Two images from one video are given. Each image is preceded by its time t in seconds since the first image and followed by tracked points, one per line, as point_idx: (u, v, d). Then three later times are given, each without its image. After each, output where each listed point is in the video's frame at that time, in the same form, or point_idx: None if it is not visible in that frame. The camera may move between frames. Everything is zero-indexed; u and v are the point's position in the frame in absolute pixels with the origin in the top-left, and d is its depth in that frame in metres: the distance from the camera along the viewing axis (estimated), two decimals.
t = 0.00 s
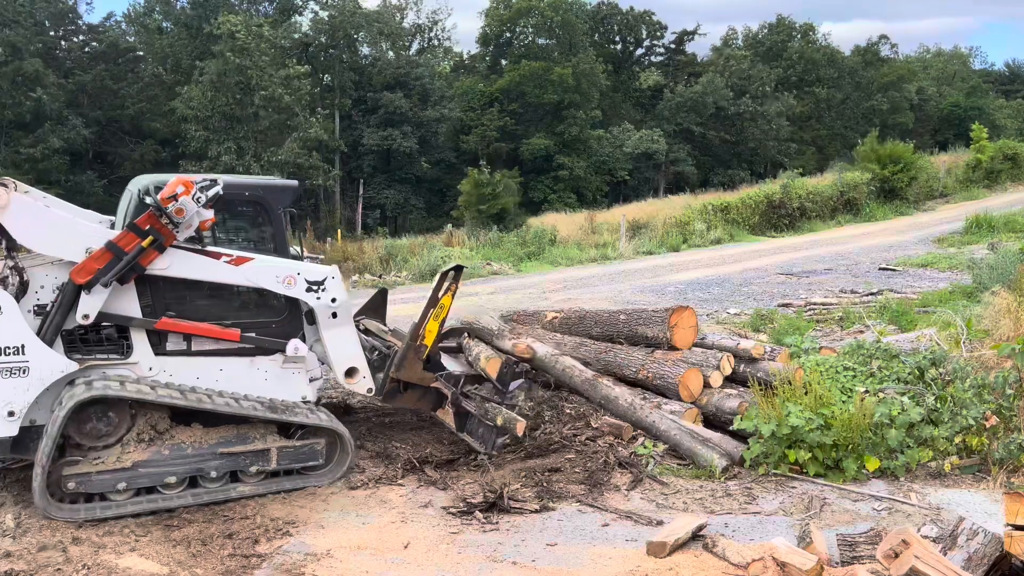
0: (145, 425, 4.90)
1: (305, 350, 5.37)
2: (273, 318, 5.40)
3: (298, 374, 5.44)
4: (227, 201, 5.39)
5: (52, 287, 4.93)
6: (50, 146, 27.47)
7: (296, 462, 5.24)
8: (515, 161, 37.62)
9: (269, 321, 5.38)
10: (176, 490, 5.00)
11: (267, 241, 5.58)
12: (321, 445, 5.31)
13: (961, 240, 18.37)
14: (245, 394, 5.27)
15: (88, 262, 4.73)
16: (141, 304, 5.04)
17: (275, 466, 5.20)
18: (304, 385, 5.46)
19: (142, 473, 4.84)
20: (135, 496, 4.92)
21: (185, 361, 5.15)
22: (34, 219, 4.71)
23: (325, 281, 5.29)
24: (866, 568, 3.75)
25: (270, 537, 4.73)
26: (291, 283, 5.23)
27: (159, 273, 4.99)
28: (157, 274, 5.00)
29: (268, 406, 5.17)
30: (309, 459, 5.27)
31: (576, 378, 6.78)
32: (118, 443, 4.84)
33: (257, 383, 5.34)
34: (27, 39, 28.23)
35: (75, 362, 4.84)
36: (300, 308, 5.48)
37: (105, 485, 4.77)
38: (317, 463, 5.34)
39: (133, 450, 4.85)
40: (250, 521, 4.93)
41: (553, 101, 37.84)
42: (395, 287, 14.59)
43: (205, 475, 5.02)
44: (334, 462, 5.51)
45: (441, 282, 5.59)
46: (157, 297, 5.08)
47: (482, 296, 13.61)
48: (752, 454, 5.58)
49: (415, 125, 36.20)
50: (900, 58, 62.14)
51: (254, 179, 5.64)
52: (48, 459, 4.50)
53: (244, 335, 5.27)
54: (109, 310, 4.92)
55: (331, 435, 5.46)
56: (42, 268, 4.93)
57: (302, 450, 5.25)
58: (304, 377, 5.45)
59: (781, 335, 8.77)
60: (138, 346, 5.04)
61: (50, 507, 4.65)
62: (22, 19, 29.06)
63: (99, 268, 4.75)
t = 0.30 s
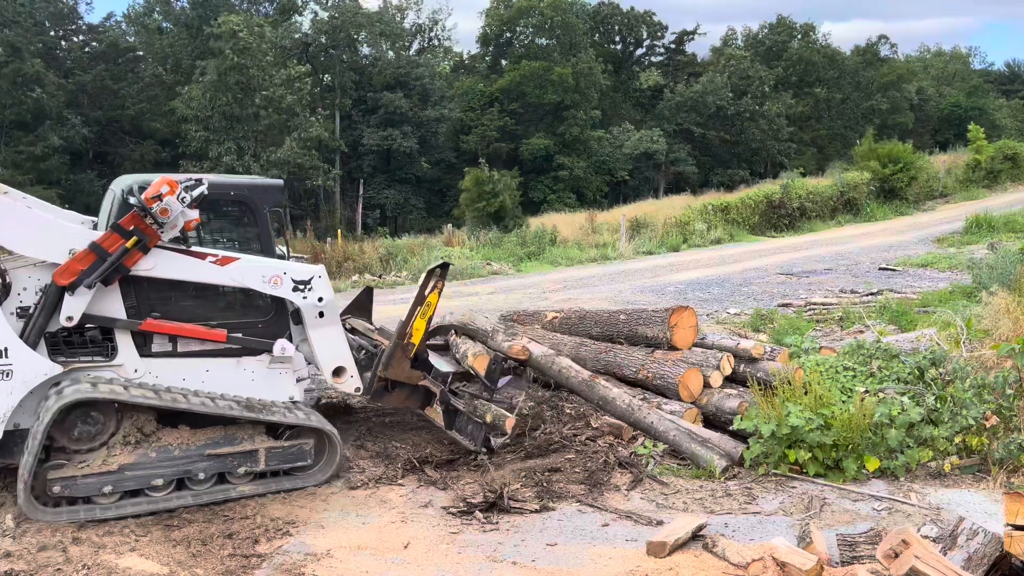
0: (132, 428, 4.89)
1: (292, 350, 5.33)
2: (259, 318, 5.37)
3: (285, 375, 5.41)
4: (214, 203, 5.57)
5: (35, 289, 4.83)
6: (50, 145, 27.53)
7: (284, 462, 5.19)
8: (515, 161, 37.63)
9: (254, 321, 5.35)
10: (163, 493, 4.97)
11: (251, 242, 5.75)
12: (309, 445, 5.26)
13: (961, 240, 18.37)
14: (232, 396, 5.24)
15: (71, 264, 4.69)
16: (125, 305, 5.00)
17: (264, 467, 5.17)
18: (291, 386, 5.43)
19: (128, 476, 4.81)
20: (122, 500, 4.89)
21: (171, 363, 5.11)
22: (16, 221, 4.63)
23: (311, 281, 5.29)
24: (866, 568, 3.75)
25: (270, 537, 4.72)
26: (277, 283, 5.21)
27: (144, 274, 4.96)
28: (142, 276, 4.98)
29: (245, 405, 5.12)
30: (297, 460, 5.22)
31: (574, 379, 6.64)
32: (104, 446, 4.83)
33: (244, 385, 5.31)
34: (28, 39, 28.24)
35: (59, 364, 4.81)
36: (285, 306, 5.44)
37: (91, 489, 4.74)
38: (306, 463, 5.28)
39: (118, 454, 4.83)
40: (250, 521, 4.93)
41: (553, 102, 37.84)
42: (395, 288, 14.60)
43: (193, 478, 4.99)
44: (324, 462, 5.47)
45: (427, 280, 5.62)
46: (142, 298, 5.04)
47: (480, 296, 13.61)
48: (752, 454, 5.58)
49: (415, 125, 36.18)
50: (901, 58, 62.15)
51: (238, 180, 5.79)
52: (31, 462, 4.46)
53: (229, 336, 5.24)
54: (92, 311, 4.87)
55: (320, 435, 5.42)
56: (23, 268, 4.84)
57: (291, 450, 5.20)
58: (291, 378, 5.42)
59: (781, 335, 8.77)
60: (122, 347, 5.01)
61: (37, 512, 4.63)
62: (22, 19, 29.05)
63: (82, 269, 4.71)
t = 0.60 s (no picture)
0: (120, 430, 4.84)
1: (281, 350, 5.34)
2: (248, 318, 5.34)
3: (273, 375, 5.41)
4: (202, 202, 5.46)
5: (19, 291, 4.75)
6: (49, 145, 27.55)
7: (274, 463, 5.18)
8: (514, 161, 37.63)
9: (243, 322, 5.32)
10: (152, 495, 4.94)
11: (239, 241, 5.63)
12: (299, 446, 5.25)
13: (961, 240, 18.37)
14: (220, 397, 5.22)
15: (58, 265, 4.63)
16: (112, 306, 4.93)
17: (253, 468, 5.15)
18: (279, 385, 5.43)
19: (117, 479, 4.78)
20: (111, 502, 4.85)
21: (158, 365, 5.07)
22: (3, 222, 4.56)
23: (300, 281, 5.30)
24: (866, 568, 3.75)
25: (270, 537, 4.73)
26: (266, 283, 5.19)
27: (132, 276, 4.90)
28: (130, 278, 4.93)
29: (225, 405, 5.06)
30: (287, 460, 5.21)
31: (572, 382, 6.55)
32: (93, 448, 4.78)
33: (232, 385, 5.29)
34: (28, 39, 28.23)
35: (45, 367, 4.76)
36: (273, 307, 5.42)
37: (79, 492, 4.70)
38: (296, 463, 5.28)
39: (107, 456, 4.79)
40: (250, 521, 4.93)
41: (553, 102, 37.82)
42: (395, 288, 14.61)
43: (182, 480, 4.96)
44: (313, 462, 5.45)
45: (415, 280, 5.57)
46: (129, 299, 4.97)
47: (480, 296, 13.61)
48: (752, 454, 5.57)
49: (415, 125, 36.15)
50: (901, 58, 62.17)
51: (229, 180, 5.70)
52: (19, 466, 4.41)
53: (216, 336, 5.21)
54: (78, 313, 4.80)
55: (310, 436, 5.40)
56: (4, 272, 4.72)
57: (281, 451, 5.18)
58: (279, 378, 5.43)
59: (781, 335, 8.76)
60: (109, 348, 4.95)
61: (26, 516, 4.58)
62: (22, 19, 29.03)
63: (69, 271, 4.65)
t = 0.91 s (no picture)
0: (113, 432, 4.80)
1: (271, 350, 5.30)
2: (237, 318, 5.27)
3: (264, 376, 5.37)
4: (190, 202, 5.19)
5: (9, 293, 4.67)
6: (49, 145, 27.74)
7: (267, 463, 5.18)
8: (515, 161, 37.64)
9: (233, 322, 5.25)
10: (144, 497, 4.90)
11: (227, 242, 5.36)
12: (292, 445, 5.26)
13: (961, 240, 18.39)
14: (212, 398, 5.17)
15: (47, 266, 4.54)
16: (101, 308, 4.84)
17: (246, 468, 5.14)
18: (269, 385, 5.40)
19: (110, 481, 4.73)
20: (104, 505, 4.81)
21: (149, 366, 4.99)
22: None
23: (290, 280, 5.32)
24: (866, 568, 3.75)
25: (270, 537, 4.72)
26: (257, 283, 5.19)
27: (123, 277, 4.82)
28: (120, 278, 4.84)
29: (211, 405, 5.02)
30: (280, 460, 5.22)
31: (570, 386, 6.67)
32: (85, 451, 4.73)
33: (223, 386, 5.24)
34: (28, 39, 28.24)
35: (36, 369, 4.69)
36: (263, 307, 5.36)
37: (73, 495, 4.64)
38: (288, 462, 5.29)
39: (100, 459, 4.74)
40: (250, 520, 4.93)
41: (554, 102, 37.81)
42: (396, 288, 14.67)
43: (175, 481, 4.93)
44: (305, 461, 5.47)
45: (404, 279, 5.64)
46: (119, 300, 4.89)
47: (480, 296, 13.60)
48: (752, 454, 5.57)
49: (415, 125, 36.14)
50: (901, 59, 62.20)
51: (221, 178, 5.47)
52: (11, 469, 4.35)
53: (208, 337, 5.14)
54: (67, 315, 4.70)
55: (303, 435, 5.41)
56: None
57: (274, 450, 5.20)
58: (270, 378, 5.39)
59: (781, 335, 8.76)
60: (99, 350, 4.85)
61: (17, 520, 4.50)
62: (22, 19, 28.99)
63: (60, 271, 4.56)
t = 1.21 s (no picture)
0: (107, 434, 4.77)
1: (264, 351, 5.31)
2: (230, 318, 5.25)
3: (256, 376, 5.36)
4: (183, 202, 5.20)
5: None
6: (49, 145, 27.78)
7: (261, 463, 5.18)
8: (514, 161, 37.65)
9: (225, 322, 5.24)
10: (139, 499, 4.85)
11: (218, 243, 5.36)
12: (286, 445, 5.26)
13: (961, 240, 18.39)
14: (205, 399, 5.16)
15: (41, 267, 4.51)
16: (94, 309, 4.80)
17: (241, 469, 5.13)
18: (261, 386, 5.40)
19: (104, 483, 4.70)
20: (98, 508, 4.76)
21: (142, 367, 4.96)
22: None
23: (283, 281, 5.33)
24: (866, 568, 3.75)
25: (270, 537, 4.73)
26: (250, 284, 5.20)
27: (115, 278, 4.80)
28: (112, 279, 4.81)
29: (200, 405, 4.98)
30: (275, 460, 5.22)
31: (568, 390, 6.76)
32: (79, 453, 4.69)
33: (216, 387, 5.23)
34: (28, 39, 28.26)
35: (29, 372, 4.63)
36: (255, 307, 5.36)
37: (67, 498, 4.60)
38: (283, 463, 5.29)
39: (94, 461, 4.70)
40: (250, 521, 4.93)
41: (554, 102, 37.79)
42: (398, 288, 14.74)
43: (170, 483, 4.91)
44: (299, 462, 5.46)
45: (396, 279, 5.68)
46: (111, 301, 4.85)
47: (480, 296, 13.61)
48: (752, 454, 5.57)
49: (415, 125, 36.14)
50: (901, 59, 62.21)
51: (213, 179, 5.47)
52: (6, 471, 4.30)
53: (200, 338, 5.13)
54: (59, 316, 4.66)
55: (297, 436, 5.41)
56: None
57: (268, 451, 5.20)
58: (262, 379, 5.39)
59: (781, 335, 8.75)
60: (91, 351, 4.81)
61: (11, 523, 4.43)
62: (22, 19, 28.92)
63: (53, 272, 4.54)
